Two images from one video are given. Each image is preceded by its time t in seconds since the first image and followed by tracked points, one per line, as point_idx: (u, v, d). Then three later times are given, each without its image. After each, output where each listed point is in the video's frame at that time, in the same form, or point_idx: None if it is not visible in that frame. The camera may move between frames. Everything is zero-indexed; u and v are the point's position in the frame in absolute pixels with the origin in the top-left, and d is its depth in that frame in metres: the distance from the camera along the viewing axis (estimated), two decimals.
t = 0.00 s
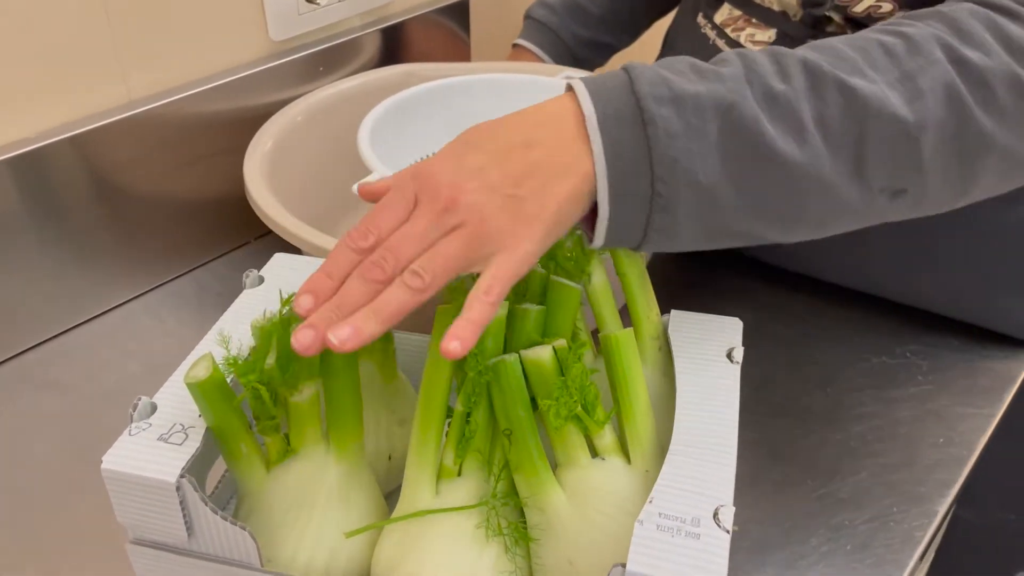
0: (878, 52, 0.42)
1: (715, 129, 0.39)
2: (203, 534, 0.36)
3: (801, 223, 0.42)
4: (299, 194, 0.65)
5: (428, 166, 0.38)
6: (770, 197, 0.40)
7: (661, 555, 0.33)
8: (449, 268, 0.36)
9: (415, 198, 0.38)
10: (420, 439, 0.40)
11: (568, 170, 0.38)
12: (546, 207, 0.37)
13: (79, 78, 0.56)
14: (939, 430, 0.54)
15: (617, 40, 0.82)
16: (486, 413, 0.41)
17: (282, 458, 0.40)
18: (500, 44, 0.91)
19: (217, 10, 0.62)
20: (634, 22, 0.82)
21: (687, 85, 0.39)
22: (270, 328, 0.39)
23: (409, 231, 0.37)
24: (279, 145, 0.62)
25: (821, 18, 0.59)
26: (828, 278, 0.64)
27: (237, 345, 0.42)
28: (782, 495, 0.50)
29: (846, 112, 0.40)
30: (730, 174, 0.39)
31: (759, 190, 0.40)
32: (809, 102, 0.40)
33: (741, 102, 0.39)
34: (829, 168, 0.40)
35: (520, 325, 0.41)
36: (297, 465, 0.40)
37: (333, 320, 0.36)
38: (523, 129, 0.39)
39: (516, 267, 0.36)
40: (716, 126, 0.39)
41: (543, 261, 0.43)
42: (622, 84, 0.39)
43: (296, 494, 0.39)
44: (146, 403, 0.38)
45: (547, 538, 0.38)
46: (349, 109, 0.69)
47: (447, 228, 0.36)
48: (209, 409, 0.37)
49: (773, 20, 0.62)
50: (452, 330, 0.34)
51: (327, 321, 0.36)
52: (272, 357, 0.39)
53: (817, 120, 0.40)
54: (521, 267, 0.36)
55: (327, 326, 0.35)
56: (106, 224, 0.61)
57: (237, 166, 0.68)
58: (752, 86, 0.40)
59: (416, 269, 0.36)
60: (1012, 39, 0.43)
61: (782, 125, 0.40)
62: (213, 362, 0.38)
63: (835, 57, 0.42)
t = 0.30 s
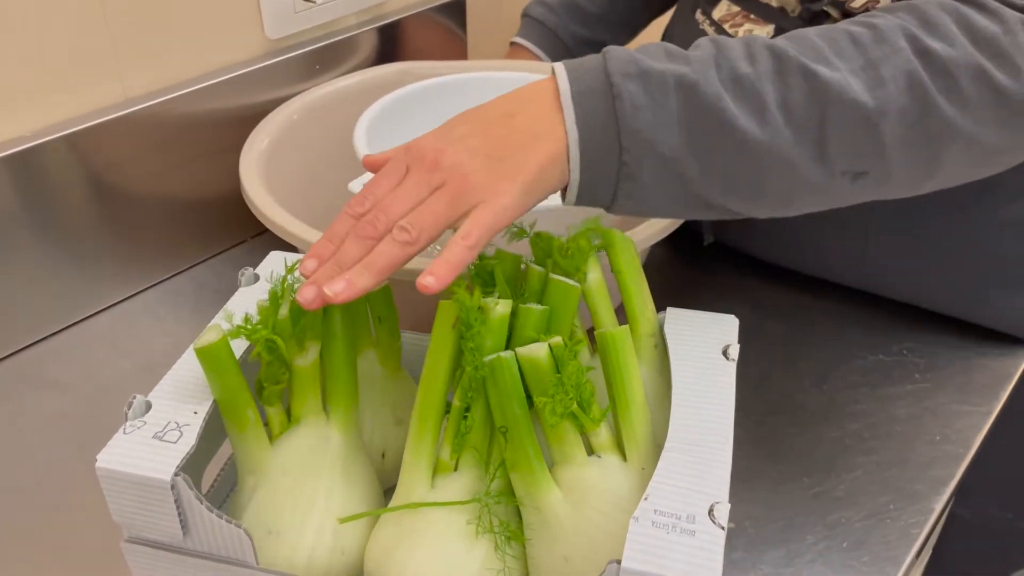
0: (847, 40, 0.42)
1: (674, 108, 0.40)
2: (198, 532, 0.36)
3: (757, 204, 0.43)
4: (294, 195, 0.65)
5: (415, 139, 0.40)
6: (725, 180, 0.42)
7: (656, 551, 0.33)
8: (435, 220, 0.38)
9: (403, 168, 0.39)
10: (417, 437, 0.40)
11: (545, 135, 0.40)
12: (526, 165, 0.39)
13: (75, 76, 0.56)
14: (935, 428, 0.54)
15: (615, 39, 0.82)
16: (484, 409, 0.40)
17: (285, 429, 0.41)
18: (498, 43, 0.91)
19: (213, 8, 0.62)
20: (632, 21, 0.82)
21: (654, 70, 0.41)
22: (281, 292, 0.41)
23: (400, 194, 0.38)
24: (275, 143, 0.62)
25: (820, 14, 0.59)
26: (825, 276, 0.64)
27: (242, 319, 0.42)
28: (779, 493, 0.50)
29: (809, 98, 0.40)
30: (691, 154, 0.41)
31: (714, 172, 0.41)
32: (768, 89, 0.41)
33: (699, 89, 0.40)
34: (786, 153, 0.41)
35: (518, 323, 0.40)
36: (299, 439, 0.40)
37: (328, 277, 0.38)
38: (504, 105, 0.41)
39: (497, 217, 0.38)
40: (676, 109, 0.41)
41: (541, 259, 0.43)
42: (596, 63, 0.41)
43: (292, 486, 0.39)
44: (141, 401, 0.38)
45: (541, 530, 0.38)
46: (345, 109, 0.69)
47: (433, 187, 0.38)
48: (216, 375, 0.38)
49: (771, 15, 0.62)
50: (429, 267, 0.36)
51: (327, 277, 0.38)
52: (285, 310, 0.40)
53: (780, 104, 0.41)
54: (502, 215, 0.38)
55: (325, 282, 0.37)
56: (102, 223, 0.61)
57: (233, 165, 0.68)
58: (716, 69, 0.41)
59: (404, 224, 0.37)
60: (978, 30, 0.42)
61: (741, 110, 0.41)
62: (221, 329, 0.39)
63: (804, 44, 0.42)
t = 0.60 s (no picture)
0: (1008, 38, 0.42)
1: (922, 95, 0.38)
2: (195, 531, 0.37)
3: (932, 201, 0.42)
4: (291, 196, 0.65)
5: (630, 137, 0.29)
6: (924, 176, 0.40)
7: (651, 550, 0.33)
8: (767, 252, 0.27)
9: (620, 179, 0.28)
10: (413, 437, 0.40)
11: (818, 131, 0.33)
12: (785, 175, 0.30)
13: (73, 77, 0.56)
14: (930, 426, 0.54)
15: (610, 38, 0.82)
16: (479, 407, 0.41)
17: (281, 440, 0.41)
18: (494, 42, 0.91)
19: (210, 9, 0.62)
20: (628, 20, 0.82)
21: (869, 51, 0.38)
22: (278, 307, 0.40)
23: (632, 215, 0.28)
24: (273, 143, 0.62)
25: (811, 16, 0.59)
26: (821, 275, 0.64)
27: (238, 327, 0.42)
28: (774, 491, 0.50)
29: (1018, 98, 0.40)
30: (939, 158, 0.40)
31: (919, 169, 0.40)
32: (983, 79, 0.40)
33: (958, 76, 0.39)
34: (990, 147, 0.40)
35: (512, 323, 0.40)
36: (295, 448, 0.40)
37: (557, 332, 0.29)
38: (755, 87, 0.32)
39: (768, 245, 0.27)
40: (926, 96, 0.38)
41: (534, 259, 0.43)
42: (852, 45, 0.38)
43: (290, 485, 0.39)
44: (138, 401, 0.38)
45: (535, 528, 0.38)
46: (343, 109, 0.69)
47: (673, 204, 0.28)
48: (212, 388, 0.38)
49: (763, 17, 0.62)
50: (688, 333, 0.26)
51: (550, 339, 0.29)
52: (282, 327, 0.40)
53: (991, 95, 0.40)
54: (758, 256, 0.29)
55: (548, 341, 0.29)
56: (98, 223, 0.61)
57: (230, 165, 0.68)
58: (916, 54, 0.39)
59: (647, 254, 0.27)
60: None
61: (968, 100, 0.39)
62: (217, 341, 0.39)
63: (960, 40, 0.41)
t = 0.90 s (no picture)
0: (972, 111, 0.45)
1: (863, 212, 0.40)
2: (191, 528, 0.37)
3: (893, 292, 0.43)
4: (287, 195, 0.65)
5: (638, 264, 0.38)
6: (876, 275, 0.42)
7: (645, 546, 0.34)
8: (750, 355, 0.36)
9: (637, 301, 0.38)
10: (408, 434, 0.40)
11: (818, 242, 0.39)
12: (781, 283, 0.37)
13: (70, 77, 0.56)
14: (925, 424, 0.54)
15: (605, 37, 0.82)
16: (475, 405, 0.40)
17: (277, 439, 0.41)
18: (489, 42, 0.91)
19: (206, 8, 0.62)
20: (622, 20, 0.82)
21: (824, 172, 0.40)
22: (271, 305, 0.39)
23: (635, 338, 0.37)
24: (269, 142, 0.62)
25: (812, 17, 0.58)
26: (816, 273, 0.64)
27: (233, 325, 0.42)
28: (769, 489, 0.50)
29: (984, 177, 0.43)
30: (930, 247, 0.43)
31: (874, 267, 0.42)
32: (928, 186, 0.41)
33: (902, 189, 0.40)
34: (930, 246, 0.42)
35: (506, 321, 0.40)
36: (292, 444, 0.41)
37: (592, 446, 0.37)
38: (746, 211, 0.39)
39: (761, 351, 0.36)
40: (868, 210, 0.40)
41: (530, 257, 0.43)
42: (833, 158, 0.41)
43: (287, 481, 0.39)
44: (133, 399, 0.38)
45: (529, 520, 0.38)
46: (339, 108, 0.69)
47: (676, 326, 0.37)
48: (206, 386, 0.38)
49: (762, 17, 0.61)
50: (689, 428, 0.34)
51: (581, 447, 0.38)
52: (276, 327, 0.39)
53: (930, 203, 0.42)
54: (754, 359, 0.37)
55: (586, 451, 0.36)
56: (95, 222, 0.61)
57: (226, 164, 0.68)
58: (864, 165, 0.41)
59: (650, 378, 0.36)
60: None
61: (911, 208, 0.41)
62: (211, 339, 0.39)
63: (920, 138, 0.43)
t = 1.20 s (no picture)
0: (936, 151, 0.45)
1: (834, 278, 0.41)
2: (190, 527, 0.37)
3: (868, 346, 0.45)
4: (286, 195, 0.65)
5: (659, 282, 0.39)
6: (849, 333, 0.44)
7: (643, 544, 0.34)
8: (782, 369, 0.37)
9: (663, 320, 0.39)
10: (402, 445, 0.40)
11: (800, 293, 0.40)
12: (791, 316, 0.39)
13: (68, 76, 0.56)
14: (924, 422, 0.54)
15: (603, 37, 0.82)
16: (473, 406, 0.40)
17: (277, 438, 0.41)
18: (487, 42, 0.91)
19: (206, 8, 0.62)
20: (620, 20, 0.82)
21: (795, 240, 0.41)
22: (274, 305, 0.40)
23: (664, 357, 0.38)
24: (268, 142, 0.62)
25: (802, 12, 0.59)
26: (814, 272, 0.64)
27: (236, 325, 0.42)
28: (768, 487, 0.50)
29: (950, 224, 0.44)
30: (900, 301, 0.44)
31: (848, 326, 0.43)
32: (894, 248, 0.42)
33: (871, 255, 0.41)
34: (900, 303, 0.43)
35: (502, 324, 0.40)
36: (292, 446, 0.41)
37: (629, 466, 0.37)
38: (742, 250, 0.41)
39: (784, 370, 0.37)
40: (836, 277, 0.41)
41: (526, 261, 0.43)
42: (802, 223, 0.42)
43: (288, 481, 0.39)
44: (133, 398, 0.38)
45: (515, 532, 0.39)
46: (337, 108, 0.69)
47: (704, 346, 0.38)
48: (208, 384, 0.38)
49: (753, 14, 0.62)
50: (734, 433, 0.35)
51: (612, 467, 0.38)
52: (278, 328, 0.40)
53: (898, 265, 0.42)
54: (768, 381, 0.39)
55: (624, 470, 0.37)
56: (95, 221, 0.61)
57: (225, 164, 0.68)
58: (833, 232, 0.42)
59: (683, 396, 0.36)
60: None
61: (879, 272, 0.42)
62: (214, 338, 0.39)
63: (887, 195, 0.43)
